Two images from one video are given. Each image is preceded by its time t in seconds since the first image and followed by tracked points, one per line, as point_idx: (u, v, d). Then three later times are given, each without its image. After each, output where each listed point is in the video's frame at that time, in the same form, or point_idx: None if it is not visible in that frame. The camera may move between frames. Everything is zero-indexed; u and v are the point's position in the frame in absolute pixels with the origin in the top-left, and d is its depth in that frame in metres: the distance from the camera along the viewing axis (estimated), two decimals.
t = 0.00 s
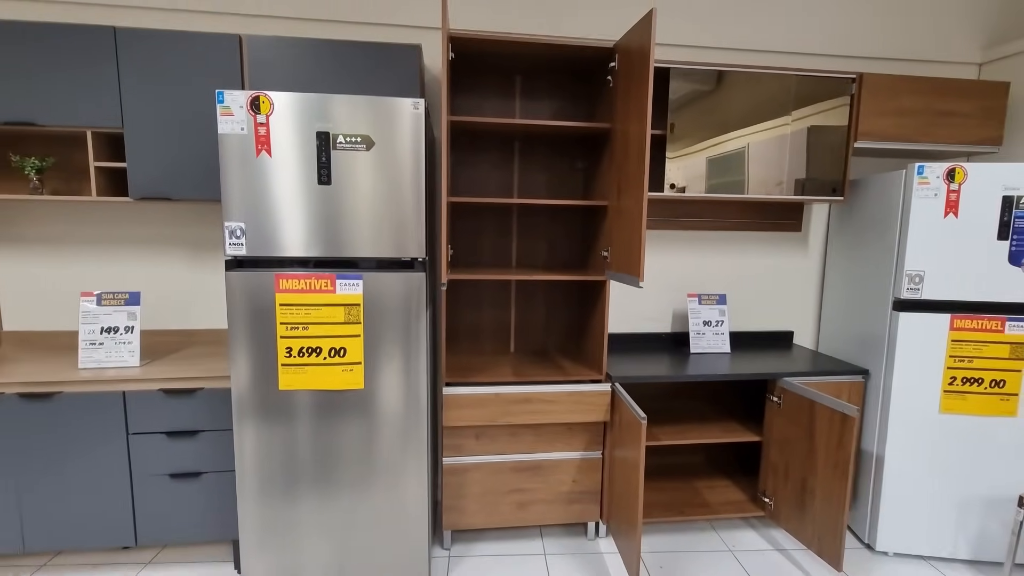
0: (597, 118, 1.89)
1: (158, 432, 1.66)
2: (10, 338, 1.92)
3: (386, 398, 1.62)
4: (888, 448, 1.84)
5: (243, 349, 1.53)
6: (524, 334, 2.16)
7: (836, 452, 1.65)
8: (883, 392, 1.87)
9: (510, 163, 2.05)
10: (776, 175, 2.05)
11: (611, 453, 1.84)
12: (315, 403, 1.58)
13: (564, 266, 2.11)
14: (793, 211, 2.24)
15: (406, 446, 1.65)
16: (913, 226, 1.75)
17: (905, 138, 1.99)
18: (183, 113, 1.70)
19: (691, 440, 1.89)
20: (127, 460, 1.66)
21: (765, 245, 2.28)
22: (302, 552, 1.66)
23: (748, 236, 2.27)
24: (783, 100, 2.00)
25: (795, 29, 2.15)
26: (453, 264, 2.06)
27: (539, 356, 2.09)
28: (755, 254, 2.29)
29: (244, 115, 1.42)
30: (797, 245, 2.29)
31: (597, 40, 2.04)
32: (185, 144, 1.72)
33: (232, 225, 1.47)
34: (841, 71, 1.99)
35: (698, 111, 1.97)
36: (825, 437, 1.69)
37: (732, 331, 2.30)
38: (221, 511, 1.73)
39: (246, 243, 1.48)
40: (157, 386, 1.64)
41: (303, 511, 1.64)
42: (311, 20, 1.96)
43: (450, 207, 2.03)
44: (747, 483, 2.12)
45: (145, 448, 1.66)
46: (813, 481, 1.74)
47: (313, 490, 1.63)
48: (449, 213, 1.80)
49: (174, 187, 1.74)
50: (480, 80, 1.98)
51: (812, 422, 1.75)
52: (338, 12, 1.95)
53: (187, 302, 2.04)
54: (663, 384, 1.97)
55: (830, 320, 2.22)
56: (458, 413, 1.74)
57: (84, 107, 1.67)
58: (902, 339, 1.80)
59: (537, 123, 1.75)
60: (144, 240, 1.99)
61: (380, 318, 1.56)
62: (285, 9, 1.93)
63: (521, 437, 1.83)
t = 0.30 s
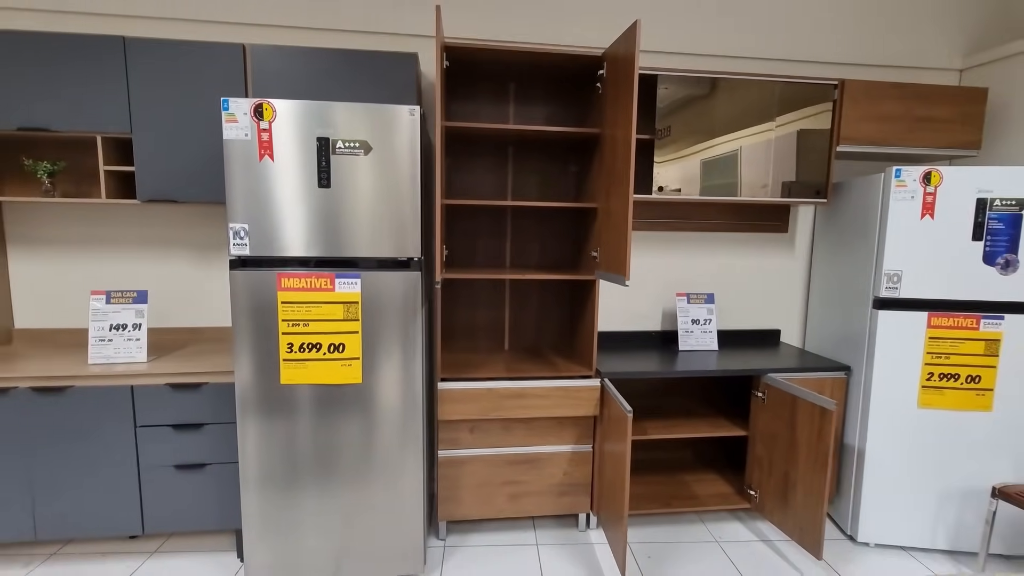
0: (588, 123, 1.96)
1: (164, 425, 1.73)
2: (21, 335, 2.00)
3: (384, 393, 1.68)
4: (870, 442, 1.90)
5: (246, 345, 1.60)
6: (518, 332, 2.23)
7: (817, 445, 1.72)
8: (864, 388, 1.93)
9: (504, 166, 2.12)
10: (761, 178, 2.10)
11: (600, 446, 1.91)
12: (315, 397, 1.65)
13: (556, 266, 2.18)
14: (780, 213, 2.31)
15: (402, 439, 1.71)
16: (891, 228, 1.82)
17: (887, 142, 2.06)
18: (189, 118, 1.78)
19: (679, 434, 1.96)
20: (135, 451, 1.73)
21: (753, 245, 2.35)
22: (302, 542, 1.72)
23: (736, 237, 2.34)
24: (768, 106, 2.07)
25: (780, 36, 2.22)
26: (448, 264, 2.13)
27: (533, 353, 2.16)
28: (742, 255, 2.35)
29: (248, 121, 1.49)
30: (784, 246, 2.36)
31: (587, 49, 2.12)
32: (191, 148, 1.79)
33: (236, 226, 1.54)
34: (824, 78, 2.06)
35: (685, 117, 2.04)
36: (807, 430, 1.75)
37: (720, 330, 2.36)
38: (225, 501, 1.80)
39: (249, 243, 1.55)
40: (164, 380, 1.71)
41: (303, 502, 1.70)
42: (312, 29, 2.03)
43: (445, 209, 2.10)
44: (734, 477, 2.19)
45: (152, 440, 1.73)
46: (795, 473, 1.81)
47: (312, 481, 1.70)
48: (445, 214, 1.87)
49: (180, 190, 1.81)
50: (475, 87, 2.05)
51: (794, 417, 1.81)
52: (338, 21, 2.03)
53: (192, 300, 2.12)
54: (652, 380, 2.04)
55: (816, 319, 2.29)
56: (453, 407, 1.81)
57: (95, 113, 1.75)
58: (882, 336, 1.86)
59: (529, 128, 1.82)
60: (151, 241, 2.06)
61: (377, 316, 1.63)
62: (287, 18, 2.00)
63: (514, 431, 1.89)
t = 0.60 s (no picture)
0: (577, 126, 2.02)
1: (166, 418, 1.79)
2: (28, 331, 2.06)
3: (379, 387, 1.74)
4: (850, 435, 1.96)
5: (246, 340, 1.66)
6: (511, 329, 2.29)
7: (797, 436, 1.77)
8: (844, 382, 1.99)
9: (497, 167, 2.18)
10: (746, 179, 2.16)
11: (589, 439, 1.97)
12: (313, 391, 1.71)
13: (547, 264, 2.24)
14: (765, 213, 2.37)
15: (396, 431, 1.77)
16: (870, 227, 1.88)
17: (869, 144, 2.11)
18: (191, 122, 1.84)
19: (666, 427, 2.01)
20: (138, 443, 1.80)
21: (740, 244, 2.41)
22: (300, 531, 1.78)
23: (723, 236, 2.40)
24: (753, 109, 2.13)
25: (765, 41, 2.28)
26: (442, 263, 2.20)
27: (525, 349, 2.22)
28: (729, 254, 2.41)
29: (248, 125, 1.55)
30: (769, 245, 2.42)
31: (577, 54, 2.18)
32: (192, 150, 1.86)
33: (236, 225, 1.60)
34: (807, 81, 2.12)
35: (672, 119, 2.10)
36: (787, 422, 1.81)
37: (708, 327, 2.43)
38: (225, 492, 1.86)
39: (249, 242, 1.61)
40: (166, 374, 1.77)
41: (301, 493, 1.76)
42: (310, 35, 2.10)
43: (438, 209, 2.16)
44: (720, 470, 2.25)
45: (155, 432, 1.80)
46: (777, 464, 1.87)
47: (310, 474, 1.75)
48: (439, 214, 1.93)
49: (182, 190, 1.87)
50: (467, 90, 2.11)
51: (775, 410, 1.87)
52: (335, 27, 2.09)
53: (193, 298, 2.18)
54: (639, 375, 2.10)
55: (801, 316, 2.35)
56: (446, 400, 1.87)
57: (100, 116, 1.81)
58: (862, 332, 1.92)
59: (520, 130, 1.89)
60: (154, 240, 2.13)
61: (372, 312, 1.69)
62: (285, 24, 2.07)
63: (505, 424, 1.95)
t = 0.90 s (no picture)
0: (568, 127, 2.07)
1: (166, 411, 1.84)
2: (29, 328, 2.10)
3: (374, 382, 1.79)
4: (834, 428, 2.01)
5: (244, 336, 1.71)
6: (503, 326, 2.34)
7: (780, 429, 1.83)
8: (828, 378, 2.05)
9: (490, 167, 2.23)
10: (733, 179, 2.21)
11: (579, 433, 2.02)
12: (310, 386, 1.76)
13: (539, 263, 2.29)
14: (752, 212, 2.42)
15: (390, 425, 1.82)
16: (852, 226, 1.93)
17: (852, 145, 2.17)
18: (190, 123, 1.88)
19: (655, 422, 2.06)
20: (139, 436, 1.84)
21: (728, 243, 2.47)
22: (297, 522, 1.83)
23: (711, 235, 2.46)
24: (740, 111, 2.18)
25: (752, 44, 2.34)
26: (436, 261, 2.24)
27: (517, 346, 2.27)
28: (718, 252, 2.47)
29: (246, 126, 1.60)
30: (757, 244, 2.47)
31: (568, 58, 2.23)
32: (191, 151, 1.90)
33: (234, 224, 1.64)
34: (792, 84, 2.17)
35: (661, 120, 2.14)
36: (771, 416, 1.87)
37: (697, 324, 2.48)
38: (223, 484, 1.90)
39: (247, 240, 1.66)
40: (166, 369, 1.81)
41: (297, 485, 1.80)
42: (307, 38, 2.14)
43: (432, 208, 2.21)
44: (708, 463, 2.30)
45: (155, 425, 1.84)
46: (761, 456, 1.92)
47: (306, 467, 1.80)
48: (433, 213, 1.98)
49: (181, 190, 1.92)
50: (460, 92, 2.16)
51: (760, 403, 1.93)
52: (331, 30, 2.14)
53: (191, 295, 2.22)
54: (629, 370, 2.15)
55: (787, 313, 2.40)
56: (439, 395, 1.92)
57: (102, 117, 1.85)
58: (845, 328, 1.97)
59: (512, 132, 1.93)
60: (153, 238, 2.17)
61: (367, 308, 1.74)
62: (283, 28, 2.12)
63: (497, 418, 2.00)
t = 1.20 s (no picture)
0: (559, 127, 2.10)
1: (160, 408, 1.85)
2: (22, 325, 2.10)
3: (366, 379, 1.81)
4: (818, 424, 2.06)
5: (238, 333, 1.72)
6: (496, 324, 2.37)
7: (765, 424, 1.87)
8: (813, 374, 2.09)
9: (482, 167, 2.26)
10: (722, 180, 2.25)
11: (569, 429, 2.05)
12: (303, 383, 1.78)
13: (531, 261, 2.32)
14: (740, 212, 2.47)
15: (383, 422, 1.84)
16: (836, 226, 1.98)
17: (838, 147, 2.21)
18: (184, 122, 1.90)
19: (644, 418, 2.10)
20: (133, 433, 1.85)
21: (717, 243, 2.51)
22: (290, 517, 1.85)
23: (700, 235, 2.50)
24: (728, 113, 2.21)
25: (740, 47, 2.38)
26: (428, 259, 2.27)
27: (509, 343, 2.30)
28: (707, 252, 2.51)
29: (240, 125, 1.62)
30: (745, 243, 2.52)
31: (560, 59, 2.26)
32: (185, 149, 1.91)
33: (228, 222, 1.66)
34: (779, 87, 2.22)
35: (651, 121, 2.18)
36: (757, 411, 1.91)
37: (686, 322, 2.52)
38: (217, 480, 1.92)
39: (241, 238, 1.68)
40: (159, 366, 1.83)
41: (291, 480, 1.82)
42: (300, 38, 2.16)
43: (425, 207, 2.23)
44: (696, 459, 2.34)
45: (149, 421, 1.85)
46: (747, 451, 1.96)
47: (299, 463, 1.82)
48: (426, 211, 2.00)
49: (175, 188, 1.93)
50: (453, 92, 2.19)
51: (747, 400, 1.97)
52: (325, 31, 2.16)
53: (185, 293, 2.23)
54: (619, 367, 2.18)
55: (774, 311, 2.45)
56: (431, 391, 1.94)
57: (95, 115, 1.86)
58: (829, 326, 2.02)
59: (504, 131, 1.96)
60: (147, 236, 2.18)
61: (361, 306, 1.76)
62: (277, 28, 2.13)
63: (488, 414, 2.03)
